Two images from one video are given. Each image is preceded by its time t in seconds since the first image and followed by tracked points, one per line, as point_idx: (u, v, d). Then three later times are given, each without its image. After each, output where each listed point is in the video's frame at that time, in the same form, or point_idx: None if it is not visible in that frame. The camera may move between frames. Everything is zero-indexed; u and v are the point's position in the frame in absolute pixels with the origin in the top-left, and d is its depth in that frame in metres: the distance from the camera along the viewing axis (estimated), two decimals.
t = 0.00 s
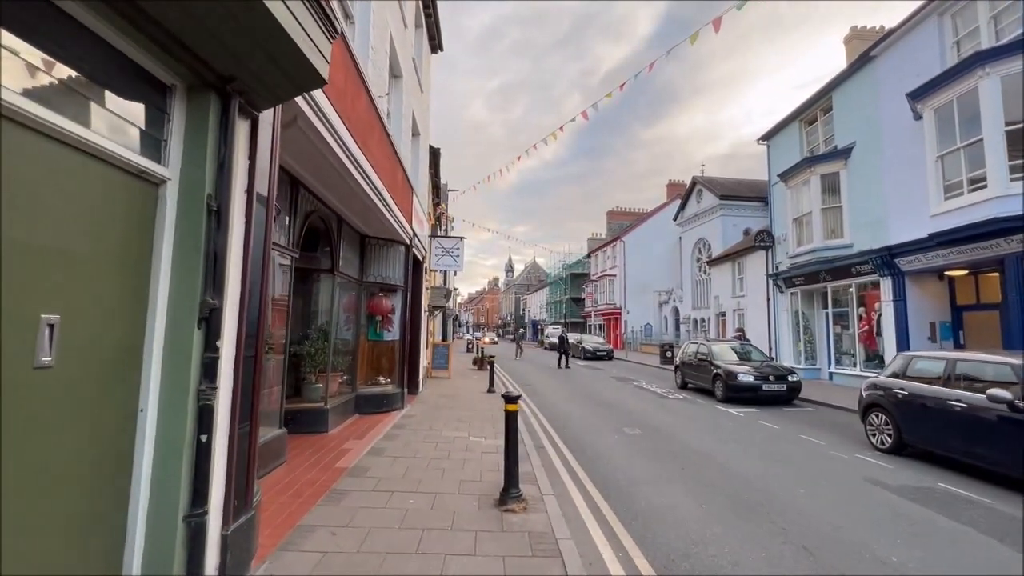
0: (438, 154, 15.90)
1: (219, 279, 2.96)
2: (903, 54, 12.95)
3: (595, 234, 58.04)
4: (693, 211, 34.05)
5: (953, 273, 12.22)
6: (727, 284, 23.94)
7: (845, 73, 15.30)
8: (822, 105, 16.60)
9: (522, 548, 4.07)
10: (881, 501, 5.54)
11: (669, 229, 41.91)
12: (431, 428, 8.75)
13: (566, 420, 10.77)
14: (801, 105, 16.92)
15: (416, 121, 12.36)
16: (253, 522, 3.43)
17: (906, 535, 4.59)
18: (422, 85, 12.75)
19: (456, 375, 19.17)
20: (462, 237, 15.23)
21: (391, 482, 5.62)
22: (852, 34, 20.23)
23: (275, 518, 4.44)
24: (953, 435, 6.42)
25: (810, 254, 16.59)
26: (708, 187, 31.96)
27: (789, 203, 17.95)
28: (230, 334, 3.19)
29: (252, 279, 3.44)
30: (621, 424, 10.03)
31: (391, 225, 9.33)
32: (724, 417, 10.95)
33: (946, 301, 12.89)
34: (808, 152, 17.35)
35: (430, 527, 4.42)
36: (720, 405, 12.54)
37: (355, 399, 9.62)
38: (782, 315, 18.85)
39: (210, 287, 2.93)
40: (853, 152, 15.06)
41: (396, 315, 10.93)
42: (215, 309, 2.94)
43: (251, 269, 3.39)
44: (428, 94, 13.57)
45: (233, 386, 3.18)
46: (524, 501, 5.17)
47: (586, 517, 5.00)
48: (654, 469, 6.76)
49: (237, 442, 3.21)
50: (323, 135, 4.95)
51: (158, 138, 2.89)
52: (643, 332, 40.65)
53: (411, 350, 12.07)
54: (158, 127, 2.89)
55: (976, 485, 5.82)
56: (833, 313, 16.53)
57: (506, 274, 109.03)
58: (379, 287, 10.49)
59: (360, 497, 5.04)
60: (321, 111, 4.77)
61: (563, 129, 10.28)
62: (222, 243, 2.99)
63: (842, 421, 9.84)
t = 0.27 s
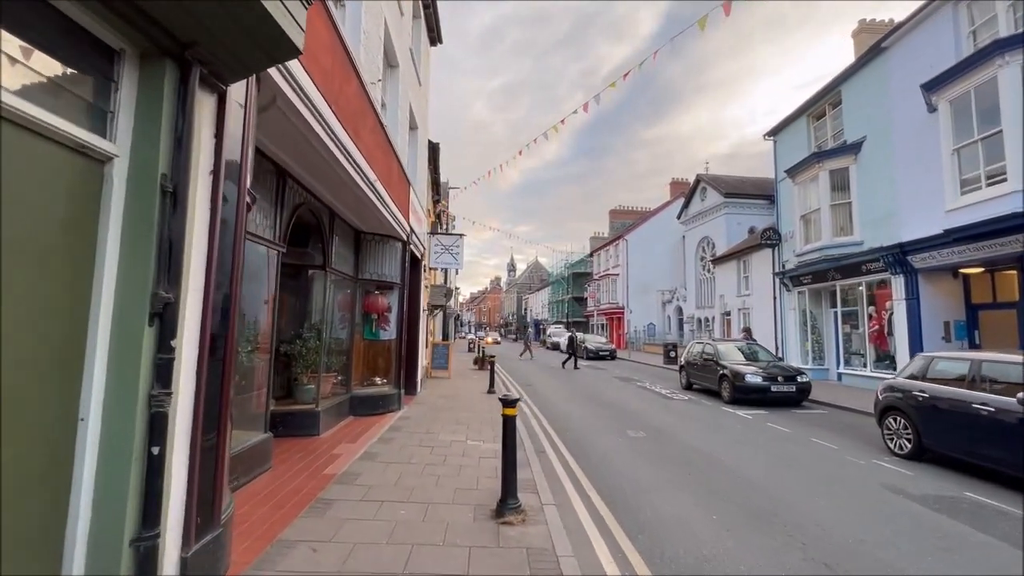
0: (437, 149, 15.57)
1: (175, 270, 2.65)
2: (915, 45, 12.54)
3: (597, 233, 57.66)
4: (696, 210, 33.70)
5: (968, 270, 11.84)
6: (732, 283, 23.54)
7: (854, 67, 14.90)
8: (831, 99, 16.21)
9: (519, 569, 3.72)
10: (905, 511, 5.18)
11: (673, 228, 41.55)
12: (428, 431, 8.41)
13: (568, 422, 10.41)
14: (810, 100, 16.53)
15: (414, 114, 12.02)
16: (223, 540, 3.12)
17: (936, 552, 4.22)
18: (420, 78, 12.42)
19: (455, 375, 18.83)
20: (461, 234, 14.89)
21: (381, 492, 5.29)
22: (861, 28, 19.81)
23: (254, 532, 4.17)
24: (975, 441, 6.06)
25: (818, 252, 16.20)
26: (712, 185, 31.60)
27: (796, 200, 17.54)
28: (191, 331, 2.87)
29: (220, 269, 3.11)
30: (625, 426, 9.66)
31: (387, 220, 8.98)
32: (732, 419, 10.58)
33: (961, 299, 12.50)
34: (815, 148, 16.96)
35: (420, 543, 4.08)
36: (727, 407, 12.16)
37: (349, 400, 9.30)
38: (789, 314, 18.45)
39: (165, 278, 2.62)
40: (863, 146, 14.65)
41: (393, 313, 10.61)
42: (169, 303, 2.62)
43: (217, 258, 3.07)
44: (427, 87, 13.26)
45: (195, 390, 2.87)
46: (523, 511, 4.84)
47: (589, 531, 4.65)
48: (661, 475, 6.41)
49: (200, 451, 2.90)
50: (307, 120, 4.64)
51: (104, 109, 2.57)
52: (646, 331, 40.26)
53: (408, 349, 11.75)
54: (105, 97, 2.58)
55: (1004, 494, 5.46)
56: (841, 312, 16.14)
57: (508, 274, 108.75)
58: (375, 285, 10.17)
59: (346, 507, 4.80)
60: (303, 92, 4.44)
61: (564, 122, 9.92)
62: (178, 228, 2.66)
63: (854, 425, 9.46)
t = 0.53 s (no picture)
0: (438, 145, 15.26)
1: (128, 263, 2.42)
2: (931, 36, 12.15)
3: (600, 231, 57.26)
4: (702, 207, 33.28)
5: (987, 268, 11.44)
6: (739, 281, 23.14)
7: (866, 59, 14.50)
8: (842, 92, 15.81)
9: None
10: (935, 525, 4.83)
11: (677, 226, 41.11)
12: (427, 434, 8.10)
13: (572, 425, 10.08)
14: (820, 93, 16.12)
15: (414, 107, 11.69)
16: (191, 563, 2.92)
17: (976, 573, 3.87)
18: (419, 70, 12.10)
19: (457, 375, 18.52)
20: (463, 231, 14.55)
21: (373, 502, 4.98)
22: (871, 20, 19.37)
23: (234, 548, 3.88)
24: (996, 446, 5.74)
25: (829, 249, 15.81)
26: (717, 182, 31.19)
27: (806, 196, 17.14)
28: (149, 335, 2.64)
29: (186, 267, 2.88)
30: (632, 430, 9.32)
31: (384, 216, 8.68)
32: (742, 422, 10.23)
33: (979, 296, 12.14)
34: (825, 143, 16.56)
35: (413, 562, 3.76)
36: (736, 409, 11.80)
37: (345, 401, 8.99)
38: (797, 313, 18.05)
39: (115, 272, 2.39)
40: (876, 141, 14.24)
41: (392, 312, 10.30)
42: (121, 299, 2.38)
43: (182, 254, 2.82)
44: (427, 81, 12.93)
45: (155, 394, 2.66)
46: (525, 525, 4.52)
47: (596, 547, 4.31)
48: (671, 484, 6.07)
49: (162, 467, 2.69)
50: (293, 105, 4.34)
51: (45, 79, 2.31)
52: (650, 330, 39.85)
53: (407, 349, 11.44)
54: (47, 69, 2.31)
55: None
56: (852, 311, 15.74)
57: (510, 273, 108.34)
58: (373, 283, 9.87)
59: (335, 520, 4.45)
60: (287, 74, 4.14)
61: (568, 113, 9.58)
62: (131, 216, 2.42)
63: (870, 428, 9.10)
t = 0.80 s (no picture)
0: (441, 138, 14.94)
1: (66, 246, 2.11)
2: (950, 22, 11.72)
3: (606, 228, 56.87)
4: (709, 203, 32.82)
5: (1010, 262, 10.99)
6: (748, 278, 22.71)
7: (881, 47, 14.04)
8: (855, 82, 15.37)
9: None
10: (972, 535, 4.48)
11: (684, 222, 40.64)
12: (428, 434, 7.81)
13: (579, 425, 9.77)
14: (832, 84, 15.68)
15: (415, 98, 11.37)
16: None
17: None
18: (420, 60, 11.78)
19: (461, 373, 18.24)
20: (466, 226, 14.24)
21: (368, 508, 4.67)
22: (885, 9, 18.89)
23: (214, 560, 3.59)
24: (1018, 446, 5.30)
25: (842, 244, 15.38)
26: (725, 177, 30.72)
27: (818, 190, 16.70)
28: (101, 329, 2.36)
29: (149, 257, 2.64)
30: (640, 430, 8.99)
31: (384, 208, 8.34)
32: (754, 422, 9.87)
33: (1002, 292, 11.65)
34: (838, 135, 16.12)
35: None
36: (748, 408, 11.44)
37: (344, 400, 8.71)
38: (808, 309, 17.64)
39: (50, 255, 2.05)
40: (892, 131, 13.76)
41: (392, 308, 10.00)
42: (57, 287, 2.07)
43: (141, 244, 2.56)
44: (428, 71, 12.61)
45: (107, 395, 2.38)
46: (529, 534, 4.19)
47: (607, 559, 3.98)
48: (684, 488, 5.75)
49: (118, 481, 2.42)
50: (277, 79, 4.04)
51: None
52: (656, 327, 39.45)
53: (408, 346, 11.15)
54: None
55: None
56: (866, 307, 15.30)
57: (515, 270, 108.00)
58: (373, 278, 9.57)
59: (325, 529, 4.14)
60: (272, 46, 3.84)
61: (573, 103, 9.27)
62: (72, 191, 2.11)
63: (890, 428, 8.72)
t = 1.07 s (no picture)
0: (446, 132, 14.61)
1: None
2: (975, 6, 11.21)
3: (613, 224, 56.32)
4: (719, 198, 32.26)
5: None
6: (759, 274, 22.22)
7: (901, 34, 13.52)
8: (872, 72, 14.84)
9: None
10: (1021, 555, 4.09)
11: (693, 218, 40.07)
12: (431, 437, 7.51)
13: (587, 427, 9.43)
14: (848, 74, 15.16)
15: (417, 90, 11.03)
16: None
17: None
18: (423, 51, 11.44)
19: (467, 371, 17.96)
20: (471, 221, 13.90)
21: (364, 521, 4.34)
22: None
23: None
24: None
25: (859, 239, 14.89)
26: (735, 171, 30.17)
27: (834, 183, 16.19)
28: (41, 333, 2.32)
29: (102, 247, 2.60)
30: (651, 432, 8.63)
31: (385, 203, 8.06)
32: (771, 424, 9.48)
33: None
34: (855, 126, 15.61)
35: None
36: (763, 409, 11.03)
37: (344, 401, 8.43)
38: (823, 307, 17.15)
39: None
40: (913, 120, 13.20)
41: (395, 306, 9.71)
42: None
43: (90, 239, 2.52)
44: (432, 63, 12.28)
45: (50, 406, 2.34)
46: (537, 553, 3.85)
47: None
48: (702, 498, 5.40)
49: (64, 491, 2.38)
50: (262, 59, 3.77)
51: None
52: (664, 325, 38.98)
53: (411, 345, 10.87)
54: None
55: None
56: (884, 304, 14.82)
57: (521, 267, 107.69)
58: (375, 275, 9.28)
59: (316, 545, 3.82)
60: (254, 22, 3.56)
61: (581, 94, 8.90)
62: None
63: (916, 432, 8.30)
